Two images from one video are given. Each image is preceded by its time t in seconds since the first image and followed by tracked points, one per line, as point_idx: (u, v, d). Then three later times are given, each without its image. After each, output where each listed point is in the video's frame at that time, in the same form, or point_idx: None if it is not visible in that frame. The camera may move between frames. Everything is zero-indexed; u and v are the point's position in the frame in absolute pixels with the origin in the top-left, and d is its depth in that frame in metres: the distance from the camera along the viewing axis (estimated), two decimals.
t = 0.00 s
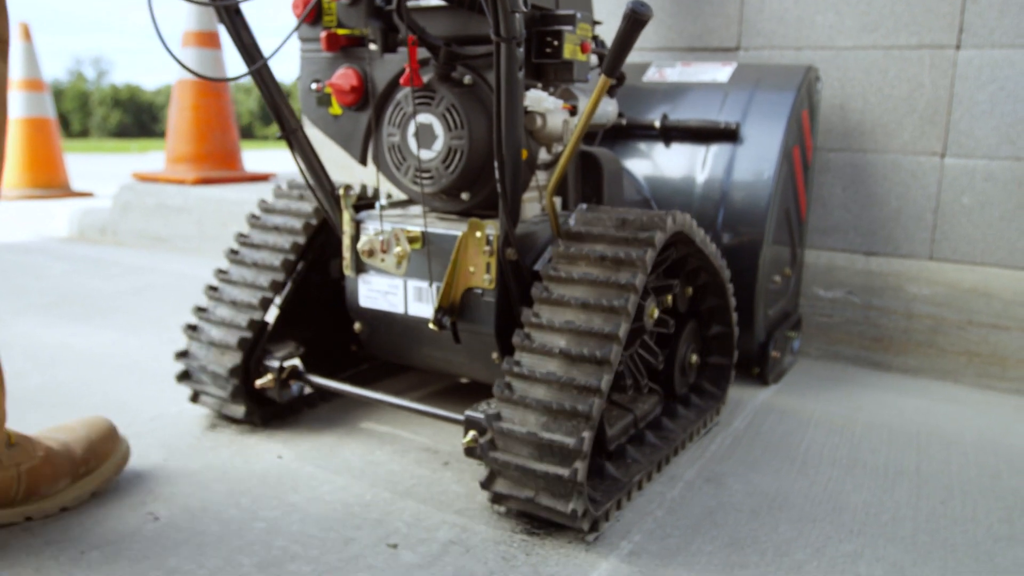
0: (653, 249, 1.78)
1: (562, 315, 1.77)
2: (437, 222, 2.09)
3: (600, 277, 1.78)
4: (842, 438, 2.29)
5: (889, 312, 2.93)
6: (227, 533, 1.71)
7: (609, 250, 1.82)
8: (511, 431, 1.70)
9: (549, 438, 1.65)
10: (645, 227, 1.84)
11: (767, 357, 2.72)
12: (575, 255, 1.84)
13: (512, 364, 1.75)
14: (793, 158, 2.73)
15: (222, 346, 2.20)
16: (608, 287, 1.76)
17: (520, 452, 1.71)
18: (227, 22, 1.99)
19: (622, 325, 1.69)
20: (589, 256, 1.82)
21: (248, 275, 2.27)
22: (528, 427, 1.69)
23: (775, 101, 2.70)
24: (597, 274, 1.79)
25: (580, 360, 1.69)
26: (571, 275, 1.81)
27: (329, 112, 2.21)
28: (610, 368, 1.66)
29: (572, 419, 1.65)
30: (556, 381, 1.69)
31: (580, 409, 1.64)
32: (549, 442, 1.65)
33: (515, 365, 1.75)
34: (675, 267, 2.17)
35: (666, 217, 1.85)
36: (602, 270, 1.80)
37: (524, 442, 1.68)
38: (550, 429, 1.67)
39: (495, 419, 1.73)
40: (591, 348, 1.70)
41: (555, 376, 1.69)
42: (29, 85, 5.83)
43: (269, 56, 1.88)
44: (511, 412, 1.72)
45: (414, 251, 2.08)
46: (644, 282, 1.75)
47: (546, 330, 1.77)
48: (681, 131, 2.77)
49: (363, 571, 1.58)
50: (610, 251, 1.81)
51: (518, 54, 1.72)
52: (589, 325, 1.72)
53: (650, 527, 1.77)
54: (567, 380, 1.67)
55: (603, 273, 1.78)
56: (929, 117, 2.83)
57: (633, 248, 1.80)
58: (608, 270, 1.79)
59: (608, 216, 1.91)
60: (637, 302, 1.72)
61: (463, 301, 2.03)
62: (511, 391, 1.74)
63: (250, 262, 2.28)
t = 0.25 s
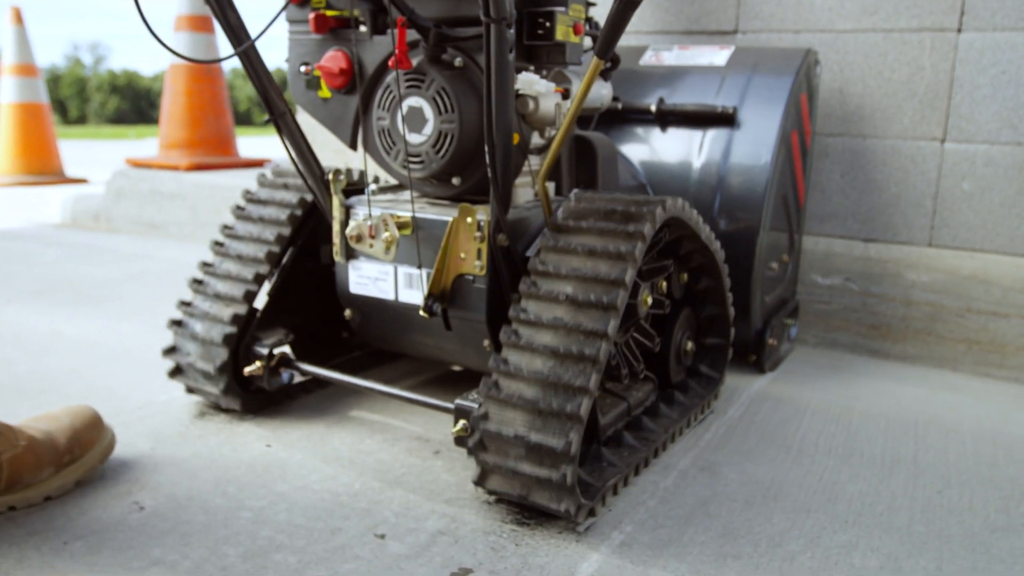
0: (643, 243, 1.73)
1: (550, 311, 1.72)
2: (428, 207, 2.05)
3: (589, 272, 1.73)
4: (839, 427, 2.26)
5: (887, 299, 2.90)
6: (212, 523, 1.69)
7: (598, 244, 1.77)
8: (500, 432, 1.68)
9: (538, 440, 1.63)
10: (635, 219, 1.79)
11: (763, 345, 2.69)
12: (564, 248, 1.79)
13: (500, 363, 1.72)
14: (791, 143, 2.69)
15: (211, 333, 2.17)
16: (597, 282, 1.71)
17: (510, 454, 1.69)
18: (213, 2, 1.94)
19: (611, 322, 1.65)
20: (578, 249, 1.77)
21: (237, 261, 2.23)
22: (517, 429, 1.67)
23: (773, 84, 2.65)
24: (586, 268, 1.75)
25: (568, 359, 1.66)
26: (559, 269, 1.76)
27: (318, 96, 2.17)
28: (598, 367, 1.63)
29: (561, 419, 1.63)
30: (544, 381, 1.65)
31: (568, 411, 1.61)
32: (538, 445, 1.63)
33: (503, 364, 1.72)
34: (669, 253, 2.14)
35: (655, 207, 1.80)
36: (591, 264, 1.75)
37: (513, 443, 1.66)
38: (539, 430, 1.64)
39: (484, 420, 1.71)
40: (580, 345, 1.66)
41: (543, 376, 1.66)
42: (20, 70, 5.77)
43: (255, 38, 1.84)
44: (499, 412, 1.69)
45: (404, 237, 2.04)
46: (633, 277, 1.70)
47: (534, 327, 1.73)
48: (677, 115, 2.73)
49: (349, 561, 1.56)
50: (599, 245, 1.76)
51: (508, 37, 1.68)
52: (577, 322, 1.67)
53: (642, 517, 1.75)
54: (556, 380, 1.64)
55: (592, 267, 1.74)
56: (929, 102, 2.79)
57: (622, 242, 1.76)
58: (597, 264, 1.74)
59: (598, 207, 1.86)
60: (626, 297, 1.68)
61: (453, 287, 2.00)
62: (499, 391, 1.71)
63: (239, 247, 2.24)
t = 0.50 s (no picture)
0: (635, 234, 1.70)
1: (541, 305, 1.70)
2: (421, 194, 2.02)
3: (580, 265, 1.70)
4: (837, 416, 2.25)
5: (886, 287, 2.87)
6: (202, 513, 1.67)
7: (589, 236, 1.74)
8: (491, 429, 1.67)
9: (530, 437, 1.62)
10: (627, 209, 1.76)
11: (761, 333, 2.67)
12: (555, 240, 1.76)
13: (491, 359, 1.71)
14: (790, 129, 2.66)
15: (202, 321, 2.15)
16: (589, 276, 1.68)
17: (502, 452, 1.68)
18: None
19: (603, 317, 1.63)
20: (570, 241, 1.74)
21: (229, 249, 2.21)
22: (508, 426, 1.66)
23: (772, 69, 2.62)
24: (578, 260, 1.71)
25: (558, 356, 1.63)
26: (550, 262, 1.74)
27: (309, 81, 2.14)
28: (590, 363, 1.61)
29: (552, 417, 1.61)
30: (535, 377, 1.64)
31: (559, 409, 1.59)
32: (530, 443, 1.62)
33: (493, 361, 1.70)
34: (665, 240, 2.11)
35: (648, 196, 1.76)
36: (582, 256, 1.72)
37: (504, 439, 1.65)
38: (530, 428, 1.63)
39: (475, 417, 1.70)
40: (571, 340, 1.63)
41: (533, 373, 1.64)
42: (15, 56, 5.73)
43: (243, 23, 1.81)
44: (490, 410, 1.68)
45: (396, 225, 2.01)
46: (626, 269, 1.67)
47: (524, 322, 1.70)
48: (674, 101, 2.70)
49: (340, 552, 1.54)
50: (591, 237, 1.73)
51: (497, 20, 1.68)
52: (568, 317, 1.65)
53: (636, 507, 1.73)
54: (546, 376, 1.62)
55: (583, 260, 1.71)
56: (930, 88, 2.76)
57: (615, 233, 1.72)
58: (588, 256, 1.71)
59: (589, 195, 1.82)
60: (619, 291, 1.65)
61: (447, 275, 1.97)
62: (489, 388, 1.69)
63: (231, 235, 2.22)
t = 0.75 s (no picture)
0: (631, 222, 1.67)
1: (535, 295, 1.68)
2: (415, 181, 2.00)
3: (574, 254, 1.68)
4: (834, 406, 2.23)
5: (885, 277, 2.85)
6: (192, 504, 1.65)
7: (583, 225, 1.71)
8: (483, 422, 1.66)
9: (521, 431, 1.61)
10: (623, 197, 1.73)
11: (759, 322, 2.65)
12: (549, 229, 1.74)
13: (484, 350, 1.69)
14: (789, 116, 2.63)
15: (194, 310, 2.13)
16: (583, 265, 1.66)
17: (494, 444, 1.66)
18: None
19: (596, 307, 1.60)
20: (564, 230, 1.72)
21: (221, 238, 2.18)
22: (500, 420, 1.64)
23: (771, 56, 2.59)
24: (572, 249, 1.69)
25: (551, 346, 1.61)
26: (544, 251, 1.71)
27: (302, 67, 2.11)
28: (582, 354, 1.58)
29: (544, 410, 1.59)
30: (527, 369, 1.62)
31: (551, 401, 1.57)
32: (521, 436, 1.60)
33: (486, 352, 1.68)
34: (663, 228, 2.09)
35: (643, 184, 1.73)
36: (577, 245, 1.70)
37: (496, 433, 1.64)
38: (521, 421, 1.61)
39: (467, 409, 1.68)
40: (563, 331, 1.61)
41: (525, 364, 1.62)
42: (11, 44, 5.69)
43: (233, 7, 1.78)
44: (481, 402, 1.66)
45: (390, 212, 1.99)
46: (620, 258, 1.65)
47: (517, 313, 1.68)
48: (673, 88, 2.67)
49: (330, 543, 1.52)
50: (586, 226, 1.71)
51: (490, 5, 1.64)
52: (561, 307, 1.63)
53: (631, 499, 1.71)
54: (539, 367, 1.60)
55: (578, 249, 1.69)
56: (931, 75, 2.73)
57: (610, 221, 1.70)
58: (582, 245, 1.69)
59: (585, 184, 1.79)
60: (613, 280, 1.63)
61: (440, 263, 1.95)
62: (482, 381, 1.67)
63: (223, 223, 2.20)
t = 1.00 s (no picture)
0: (615, 237, 1.61)
1: (518, 314, 1.63)
2: (407, 173, 1.98)
3: (558, 271, 1.62)
4: (831, 400, 2.21)
5: (884, 269, 2.83)
6: (181, 500, 1.63)
7: (577, 214, 1.68)
8: (473, 441, 1.65)
9: (511, 455, 1.60)
10: (607, 207, 1.66)
11: (756, 315, 2.63)
12: (543, 218, 1.70)
13: (467, 371, 1.65)
14: (787, 107, 2.60)
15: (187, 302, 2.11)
16: (567, 284, 1.61)
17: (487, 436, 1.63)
18: None
19: (580, 328, 1.56)
20: (547, 246, 1.66)
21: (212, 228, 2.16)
22: (489, 442, 1.63)
23: (770, 46, 2.56)
24: (555, 265, 1.64)
25: (535, 370, 1.58)
26: (527, 268, 1.66)
27: (293, 57, 2.08)
28: (567, 376, 1.55)
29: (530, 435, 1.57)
30: (511, 393, 1.59)
31: (536, 428, 1.55)
32: (511, 460, 1.60)
33: (469, 372, 1.64)
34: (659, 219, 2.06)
35: (638, 172, 1.70)
36: (560, 261, 1.64)
37: (486, 454, 1.63)
38: (509, 444, 1.60)
39: (455, 431, 1.66)
40: (546, 353, 1.57)
41: (509, 388, 1.59)
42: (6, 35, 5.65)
43: None
44: (468, 422, 1.64)
45: (382, 204, 1.96)
46: (605, 273, 1.59)
47: (510, 303, 1.65)
48: (670, 78, 2.64)
49: (319, 539, 1.50)
50: (570, 240, 1.64)
51: None
52: (544, 329, 1.58)
53: (624, 494, 1.69)
54: (522, 391, 1.57)
55: (561, 266, 1.63)
56: (931, 65, 2.70)
57: (594, 236, 1.63)
58: (565, 262, 1.63)
59: (569, 190, 1.73)
60: (597, 300, 1.58)
61: (433, 255, 1.93)
62: (466, 403, 1.64)
63: (214, 215, 2.17)
